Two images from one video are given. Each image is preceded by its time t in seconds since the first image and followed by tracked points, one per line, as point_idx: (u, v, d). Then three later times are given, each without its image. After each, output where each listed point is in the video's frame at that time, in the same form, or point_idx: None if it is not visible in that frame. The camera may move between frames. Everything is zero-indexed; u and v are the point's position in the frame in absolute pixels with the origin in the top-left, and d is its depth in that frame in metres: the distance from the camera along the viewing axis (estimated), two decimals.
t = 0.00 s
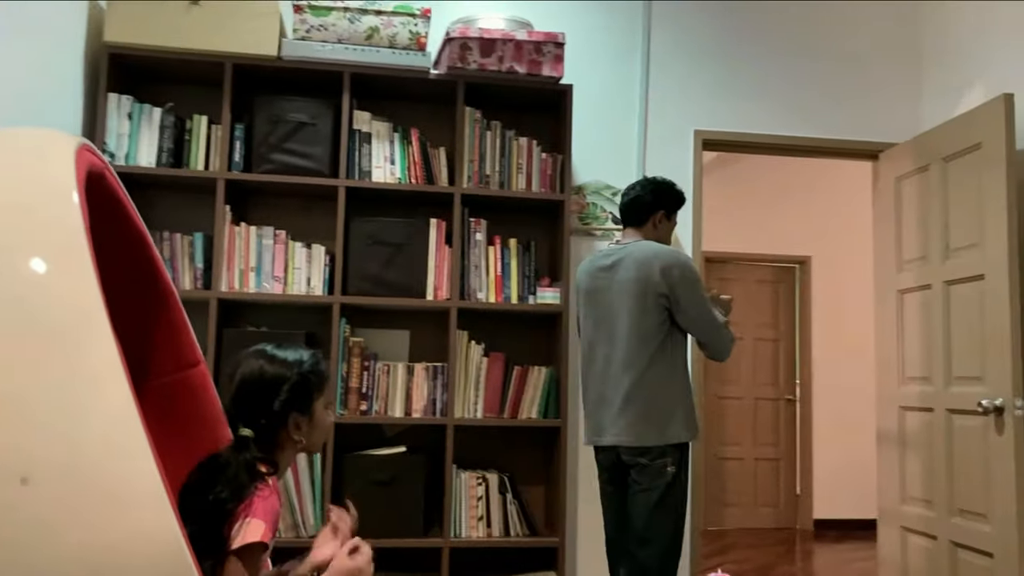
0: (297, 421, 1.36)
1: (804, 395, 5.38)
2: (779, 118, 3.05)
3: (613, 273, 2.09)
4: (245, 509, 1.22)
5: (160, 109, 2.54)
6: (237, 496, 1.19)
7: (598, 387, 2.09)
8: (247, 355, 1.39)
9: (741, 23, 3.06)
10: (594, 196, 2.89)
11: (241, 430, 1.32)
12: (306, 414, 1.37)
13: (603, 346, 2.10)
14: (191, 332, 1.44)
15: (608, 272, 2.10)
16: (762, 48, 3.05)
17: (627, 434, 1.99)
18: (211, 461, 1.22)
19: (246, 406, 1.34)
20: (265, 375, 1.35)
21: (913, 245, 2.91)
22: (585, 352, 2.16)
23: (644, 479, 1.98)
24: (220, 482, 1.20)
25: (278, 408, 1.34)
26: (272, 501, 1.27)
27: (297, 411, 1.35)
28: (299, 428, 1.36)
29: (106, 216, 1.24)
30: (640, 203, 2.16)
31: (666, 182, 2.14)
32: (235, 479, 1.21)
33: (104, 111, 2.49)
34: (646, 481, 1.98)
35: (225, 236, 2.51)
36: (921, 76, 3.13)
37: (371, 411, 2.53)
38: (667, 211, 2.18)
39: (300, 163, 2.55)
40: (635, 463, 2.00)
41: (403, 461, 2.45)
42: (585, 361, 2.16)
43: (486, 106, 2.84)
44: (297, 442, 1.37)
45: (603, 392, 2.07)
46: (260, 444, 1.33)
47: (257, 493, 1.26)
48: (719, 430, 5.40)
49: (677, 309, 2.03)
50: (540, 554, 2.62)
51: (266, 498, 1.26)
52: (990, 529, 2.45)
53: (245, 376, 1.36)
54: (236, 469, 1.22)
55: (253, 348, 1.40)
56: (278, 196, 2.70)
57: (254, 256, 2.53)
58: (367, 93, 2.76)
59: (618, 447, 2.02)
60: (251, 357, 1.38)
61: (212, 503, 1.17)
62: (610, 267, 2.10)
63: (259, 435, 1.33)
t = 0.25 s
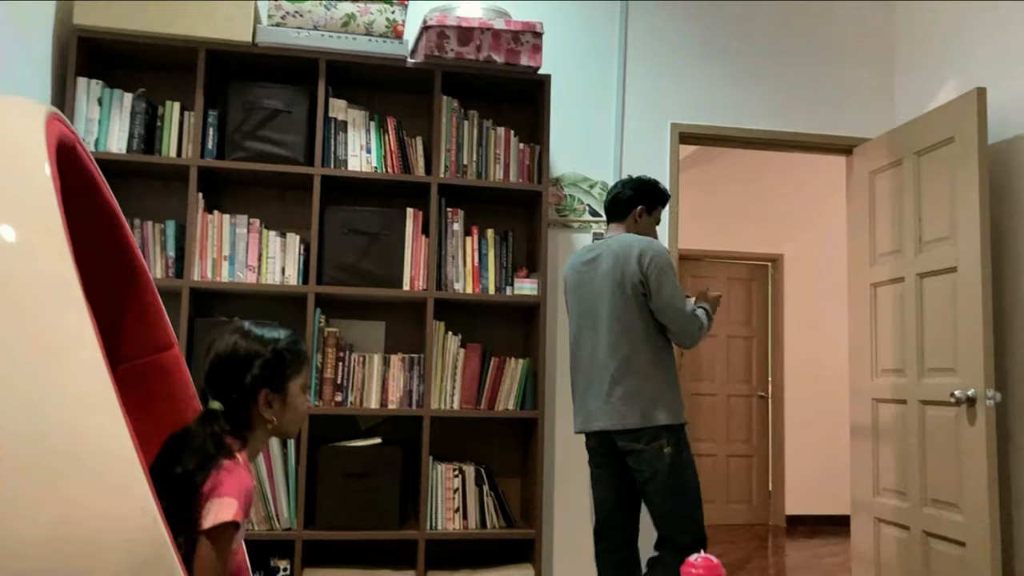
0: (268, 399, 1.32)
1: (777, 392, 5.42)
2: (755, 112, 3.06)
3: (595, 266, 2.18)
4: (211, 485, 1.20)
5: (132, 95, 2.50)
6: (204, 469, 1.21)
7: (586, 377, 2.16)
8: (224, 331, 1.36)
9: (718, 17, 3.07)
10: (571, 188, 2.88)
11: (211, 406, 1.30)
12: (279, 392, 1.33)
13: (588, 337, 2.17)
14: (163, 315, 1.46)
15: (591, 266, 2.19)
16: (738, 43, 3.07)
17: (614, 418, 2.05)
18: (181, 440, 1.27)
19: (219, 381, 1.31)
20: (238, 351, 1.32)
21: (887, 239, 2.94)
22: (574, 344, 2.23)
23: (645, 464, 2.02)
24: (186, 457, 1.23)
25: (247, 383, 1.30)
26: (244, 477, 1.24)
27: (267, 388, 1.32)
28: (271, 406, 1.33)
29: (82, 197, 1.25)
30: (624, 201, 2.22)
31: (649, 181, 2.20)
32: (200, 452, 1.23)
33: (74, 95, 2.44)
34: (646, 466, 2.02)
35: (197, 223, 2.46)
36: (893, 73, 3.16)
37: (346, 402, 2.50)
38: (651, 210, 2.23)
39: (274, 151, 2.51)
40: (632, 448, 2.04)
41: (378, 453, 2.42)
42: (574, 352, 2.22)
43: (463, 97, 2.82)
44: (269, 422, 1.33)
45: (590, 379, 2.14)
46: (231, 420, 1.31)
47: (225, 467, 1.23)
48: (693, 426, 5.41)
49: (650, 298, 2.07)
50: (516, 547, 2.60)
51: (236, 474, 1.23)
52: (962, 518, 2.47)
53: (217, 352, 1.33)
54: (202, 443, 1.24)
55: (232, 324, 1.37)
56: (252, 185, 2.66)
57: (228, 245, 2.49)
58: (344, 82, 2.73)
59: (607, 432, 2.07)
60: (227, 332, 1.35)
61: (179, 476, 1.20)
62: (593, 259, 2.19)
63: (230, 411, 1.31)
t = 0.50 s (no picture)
0: (239, 376, 1.31)
1: (759, 386, 5.44)
2: (739, 104, 3.07)
3: (589, 257, 2.19)
4: (181, 459, 1.19)
5: (112, 81, 2.45)
6: (167, 437, 1.22)
7: (581, 365, 2.17)
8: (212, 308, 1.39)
9: (703, 8, 3.07)
10: (557, 178, 2.87)
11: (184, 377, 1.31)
12: (253, 371, 1.32)
13: (583, 326, 2.18)
14: (145, 297, 1.43)
15: (586, 257, 2.20)
16: (722, 35, 3.07)
17: (608, 405, 2.06)
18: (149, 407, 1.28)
19: (195, 354, 1.33)
20: (214, 326, 1.33)
21: (871, 231, 2.95)
22: (570, 334, 2.24)
23: (640, 449, 2.03)
24: (152, 422, 1.25)
25: (220, 357, 1.31)
26: (217, 449, 1.23)
27: (240, 365, 1.31)
28: (243, 384, 1.32)
29: (59, 174, 1.23)
30: (621, 198, 2.23)
31: (648, 178, 2.23)
32: (168, 423, 1.24)
33: (53, 81, 2.40)
34: (641, 452, 2.03)
35: (179, 211, 2.43)
36: (876, 66, 3.18)
37: (330, 391, 2.48)
38: (648, 209, 2.25)
39: (257, 139, 2.48)
40: (626, 434, 2.05)
41: (362, 442, 2.40)
42: (570, 341, 2.24)
43: (449, 85, 2.80)
44: (242, 401, 1.33)
45: (585, 368, 2.15)
46: (204, 394, 1.32)
47: (197, 442, 1.22)
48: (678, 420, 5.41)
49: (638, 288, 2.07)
50: (501, 537, 2.59)
51: (209, 448, 1.22)
52: (945, 507, 2.48)
53: (198, 326, 1.35)
54: (166, 411, 1.25)
55: (220, 302, 1.39)
56: (234, 173, 2.63)
57: (210, 233, 2.46)
58: (328, 70, 2.71)
59: (602, 418, 2.08)
60: (212, 308, 1.37)
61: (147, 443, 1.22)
62: (588, 251, 2.20)
63: (202, 384, 1.32)
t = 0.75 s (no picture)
0: (225, 353, 1.30)
1: (745, 375, 5.46)
2: (727, 89, 3.06)
3: (597, 247, 2.22)
4: (166, 436, 1.17)
5: (94, 60, 2.42)
6: (150, 413, 1.19)
7: (583, 353, 2.21)
8: (198, 285, 1.36)
9: None
10: (544, 163, 2.86)
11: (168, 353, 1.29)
12: (239, 348, 1.30)
13: (588, 315, 2.22)
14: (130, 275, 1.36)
15: (593, 246, 2.23)
16: (710, 20, 3.07)
17: (608, 393, 2.11)
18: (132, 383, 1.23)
19: (180, 331, 1.31)
20: (198, 303, 1.31)
21: (857, 217, 2.96)
22: (574, 321, 2.28)
23: (641, 437, 2.07)
24: (135, 397, 1.20)
25: (205, 334, 1.29)
26: (201, 425, 1.21)
27: (225, 342, 1.29)
28: (229, 361, 1.30)
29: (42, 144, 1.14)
30: (632, 188, 2.24)
31: (660, 167, 2.23)
32: (151, 399, 1.20)
33: (35, 59, 2.37)
34: (643, 440, 2.07)
35: (164, 193, 2.40)
36: (863, 53, 3.19)
37: (316, 375, 2.46)
38: (660, 199, 2.25)
39: (243, 120, 2.46)
40: (628, 422, 2.09)
41: (349, 427, 2.39)
42: (574, 329, 2.27)
43: (435, 68, 2.78)
44: (227, 378, 1.31)
45: (587, 355, 2.19)
46: (189, 371, 1.30)
47: (180, 418, 1.21)
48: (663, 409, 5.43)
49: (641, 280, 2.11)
50: (488, 521, 2.59)
51: (193, 423, 1.20)
52: (929, 490, 2.50)
53: (184, 303, 1.33)
54: (149, 387, 1.21)
55: (207, 279, 1.37)
56: (220, 155, 2.61)
57: (195, 215, 2.43)
58: (314, 52, 2.69)
59: (604, 406, 2.13)
60: (198, 285, 1.35)
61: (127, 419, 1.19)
62: (598, 240, 2.23)
63: (187, 361, 1.30)
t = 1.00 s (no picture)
0: (220, 330, 1.29)
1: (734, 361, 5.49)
2: (717, 74, 3.06)
3: (612, 232, 2.24)
4: (163, 416, 1.17)
5: (81, 40, 2.40)
6: (147, 393, 1.18)
7: (598, 336, 2.24)
8: (185, 262, 1.34)
9: None
10: (534, 146, 2.85)
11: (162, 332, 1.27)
12: (234, 324, 1.30)
13: (602, 298, 2.24)
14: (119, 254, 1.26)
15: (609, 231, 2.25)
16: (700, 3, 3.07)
17: (618, 377, 2.14)
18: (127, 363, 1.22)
19: (172, 309, 1.29)
20: (191, 281, 1.30)
21: (846, 201, 2.97)
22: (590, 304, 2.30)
23: (653, 419, 2.11)
24: (131, 378, 1.19)
25: (200, 312, 1.28)
26: (197, 402, 1.21)
27: (220, 319, 1.29)
28: (224, 338, 1.30)
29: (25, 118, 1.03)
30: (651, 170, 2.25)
31: (679, 150, 2.22)
32: (149, 378, 1.19)
33: (22, 38, 2.37)
34: (654, 422, 2.11)
35: (152, 175, 2.39)
36: (853, 38, 3.19)
37: (306, 358, 2.46)
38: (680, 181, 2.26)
39: (231, 101, 2.44)
40: (641, 404, 2.12)
41: (338, 409, 2.39)
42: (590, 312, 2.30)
43: (425, 50, 2.77)
44: (223, 354, 1.31)
45: (600, 339, 2.23)
46: (183, 349, 1.29)
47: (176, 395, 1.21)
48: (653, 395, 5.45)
49: (650, 269, 2.12)
50: (480, 503, 2.59)
51: (189, 400, 1.20)
52: (916, 472, 2.52)
53: (174, 281, 1.31)
54: (147, 367, 1.20)
55: (194, 256, 1.35)
56: (208, 137, 2.59)
57: (184, 197, 2.42)
58: (303, 33, 2.67)
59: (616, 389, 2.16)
60: (185, 263, 1.34)
61: (123, 399, 1.17)
62: (613, 225, 2.25)
63: (181, 339, 1.29)
